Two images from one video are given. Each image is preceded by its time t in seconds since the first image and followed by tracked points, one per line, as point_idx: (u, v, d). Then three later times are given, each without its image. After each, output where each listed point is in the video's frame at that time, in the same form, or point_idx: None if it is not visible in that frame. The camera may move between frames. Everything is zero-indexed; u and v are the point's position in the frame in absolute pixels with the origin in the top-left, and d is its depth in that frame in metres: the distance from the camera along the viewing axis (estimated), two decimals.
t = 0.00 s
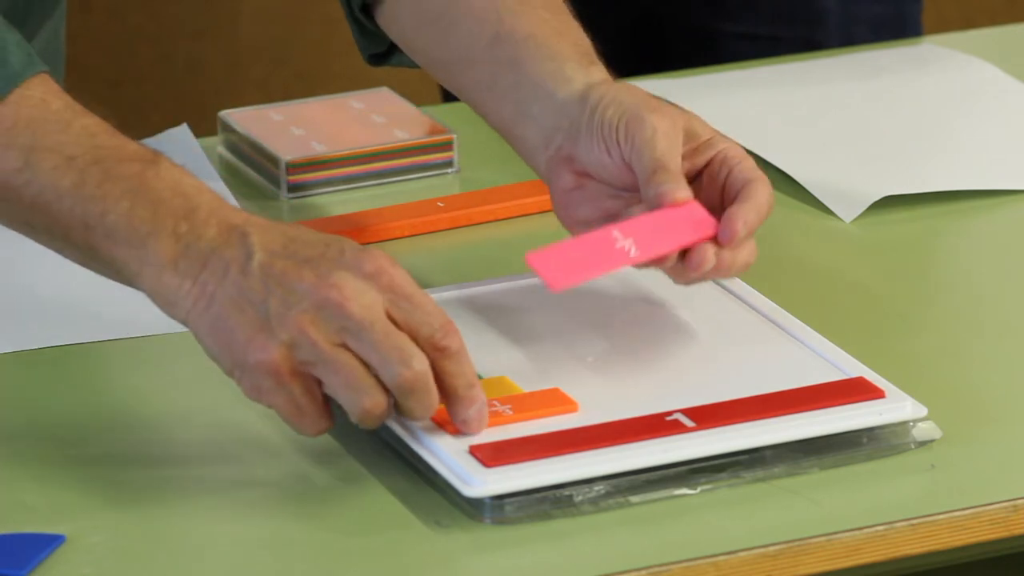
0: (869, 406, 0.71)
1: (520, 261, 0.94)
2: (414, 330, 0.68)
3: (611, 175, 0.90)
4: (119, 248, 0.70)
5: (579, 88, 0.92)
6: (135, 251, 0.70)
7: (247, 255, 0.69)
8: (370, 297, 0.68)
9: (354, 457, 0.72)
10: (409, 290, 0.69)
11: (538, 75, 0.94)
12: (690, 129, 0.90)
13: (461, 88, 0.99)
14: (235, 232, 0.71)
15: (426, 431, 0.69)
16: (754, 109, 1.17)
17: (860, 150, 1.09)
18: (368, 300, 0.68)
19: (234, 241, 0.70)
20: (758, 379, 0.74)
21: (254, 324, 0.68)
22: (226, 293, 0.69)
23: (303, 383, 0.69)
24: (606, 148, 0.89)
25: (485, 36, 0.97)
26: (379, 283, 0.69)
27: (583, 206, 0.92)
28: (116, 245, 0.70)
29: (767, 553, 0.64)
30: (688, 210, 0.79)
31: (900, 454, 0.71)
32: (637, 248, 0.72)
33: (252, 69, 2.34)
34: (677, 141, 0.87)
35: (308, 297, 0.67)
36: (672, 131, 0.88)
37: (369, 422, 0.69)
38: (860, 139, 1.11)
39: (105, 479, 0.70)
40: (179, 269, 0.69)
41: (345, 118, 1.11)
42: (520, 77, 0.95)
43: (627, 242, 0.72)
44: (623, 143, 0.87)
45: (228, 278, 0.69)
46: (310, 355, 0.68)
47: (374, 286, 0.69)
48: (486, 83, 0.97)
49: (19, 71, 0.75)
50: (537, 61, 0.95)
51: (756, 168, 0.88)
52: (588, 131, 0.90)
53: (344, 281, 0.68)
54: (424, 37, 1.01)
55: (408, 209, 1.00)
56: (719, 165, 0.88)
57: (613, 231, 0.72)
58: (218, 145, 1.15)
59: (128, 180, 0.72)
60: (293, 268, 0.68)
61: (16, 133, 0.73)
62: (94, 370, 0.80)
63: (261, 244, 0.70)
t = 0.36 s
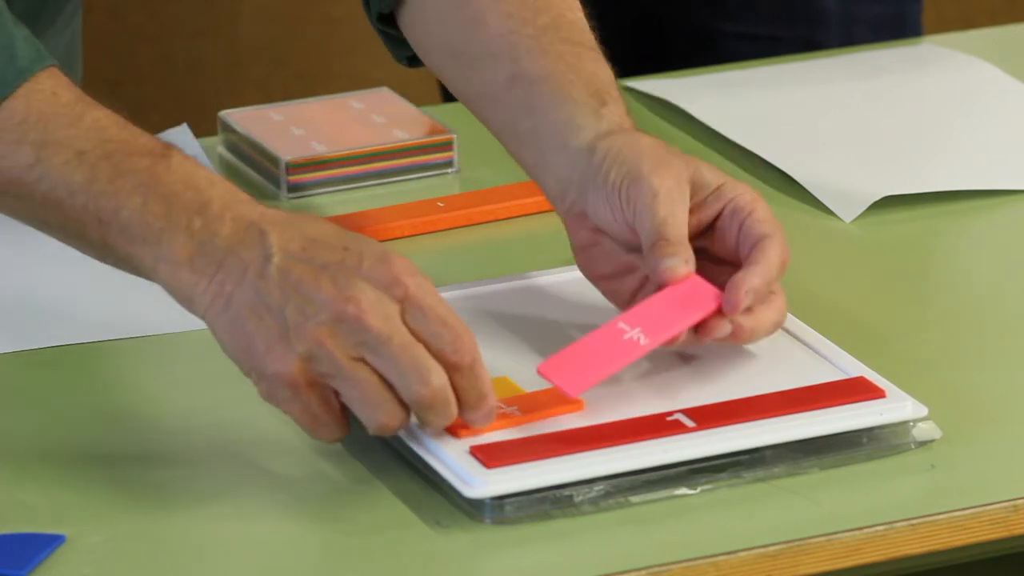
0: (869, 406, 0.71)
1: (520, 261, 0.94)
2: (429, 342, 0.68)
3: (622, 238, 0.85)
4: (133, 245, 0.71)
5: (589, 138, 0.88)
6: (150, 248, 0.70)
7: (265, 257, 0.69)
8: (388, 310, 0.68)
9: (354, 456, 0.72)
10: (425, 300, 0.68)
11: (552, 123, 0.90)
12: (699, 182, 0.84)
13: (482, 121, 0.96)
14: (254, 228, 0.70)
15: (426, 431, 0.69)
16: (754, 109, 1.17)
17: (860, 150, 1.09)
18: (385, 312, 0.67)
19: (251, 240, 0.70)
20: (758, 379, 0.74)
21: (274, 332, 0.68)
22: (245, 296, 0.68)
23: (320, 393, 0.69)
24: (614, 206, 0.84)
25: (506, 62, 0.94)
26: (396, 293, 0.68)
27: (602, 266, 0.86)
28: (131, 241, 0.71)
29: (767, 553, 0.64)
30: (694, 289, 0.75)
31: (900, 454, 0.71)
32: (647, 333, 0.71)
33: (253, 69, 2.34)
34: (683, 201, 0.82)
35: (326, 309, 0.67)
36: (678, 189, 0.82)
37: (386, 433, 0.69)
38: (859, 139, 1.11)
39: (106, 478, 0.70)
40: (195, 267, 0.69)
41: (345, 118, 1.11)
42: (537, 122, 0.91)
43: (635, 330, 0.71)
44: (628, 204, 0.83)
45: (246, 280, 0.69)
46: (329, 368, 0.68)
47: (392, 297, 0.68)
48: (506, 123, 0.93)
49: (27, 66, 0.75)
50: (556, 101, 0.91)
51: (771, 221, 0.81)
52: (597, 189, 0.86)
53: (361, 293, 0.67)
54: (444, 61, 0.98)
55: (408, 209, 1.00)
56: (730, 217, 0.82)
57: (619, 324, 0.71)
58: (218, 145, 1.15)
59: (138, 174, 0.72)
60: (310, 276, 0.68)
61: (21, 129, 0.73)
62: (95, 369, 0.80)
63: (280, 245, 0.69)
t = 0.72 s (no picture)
0: (869, 406, 0.71)
1: (520, 261, 0.94)
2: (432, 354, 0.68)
3: (614, 260, 0.84)
4: (130, 249, 0.70)
5: (583, 159, 0.88)
6: (148, 252, 0.70)
7: (265, 264, 0.69)
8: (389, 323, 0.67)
9: (354, 457, 0.72)
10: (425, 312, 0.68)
11: (549, 142, 0.90)
12: (692, 206, 0.84)
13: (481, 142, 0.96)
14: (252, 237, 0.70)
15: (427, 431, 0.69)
16: (754, 110, 1.17)
17: (860, 150, 1.09)
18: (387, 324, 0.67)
19: (250, 247, 0.69)
20: (758, 380, 0.74)
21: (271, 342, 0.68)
22: (244, 301, 0.68)
23: (316, 402, 0.69)
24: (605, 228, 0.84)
25: (503, 78, 0.94)
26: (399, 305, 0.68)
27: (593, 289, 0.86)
28: (129, 244, 0.70)
29: (767, 553, 0.64)
30: (683, 317, 0.75)
31: (900, 454, 0.71)
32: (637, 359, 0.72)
33: (253, 69, 2.34)
34: (673, 225, 0.82)
35: (326, 319, 0.67)
36: (670, 214, 0.82)
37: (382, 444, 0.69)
38: (859, 139, 1.11)
39: (106, 479, 0.70)
40: (194, 272, 0.69)
41: (345, 118, 1.11)
42: (533, 141, 0.91)
43: (625, 358, 0.72)
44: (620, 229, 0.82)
45: (246, 284, 0.68)
46: (326, 378, 0.67)
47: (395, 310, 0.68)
48: (502, 142, 0.93)
49: (26, 68, 0.76)
50: (550, 120, 0.91)
51: (763, 245, 0.81)
52: (588, 211, 0.85)
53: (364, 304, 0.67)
54: (438, 78, 0.98)
55: (408, 209, 1.00)
56: (722, 240, 0.82)
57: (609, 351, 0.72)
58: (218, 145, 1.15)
59: (137, 177, 0.72)
60: (312, 284, 0.68)
61: (20, 131, 0.73)
62: (94, 370, 0.80)
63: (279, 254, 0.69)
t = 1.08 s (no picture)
0: (869, 406, 0.71)
1: (520, 261, 0.94)
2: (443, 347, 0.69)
3: (615, 261, 0.84)
4: (134, 246, 0.70)
5: (585, 159, 0.88)
6: (152, 248, 0.70)
7: (272, 261, 0.69)
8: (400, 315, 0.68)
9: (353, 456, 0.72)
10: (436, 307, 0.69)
11: (551, 143, 0.90)
12: (691, 203, 0.84)
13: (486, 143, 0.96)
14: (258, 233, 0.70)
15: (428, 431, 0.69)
16: (754, 109, 1.17)
17: (860, 150, 1.09)
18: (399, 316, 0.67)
19: (256, 244, 0.69)
20: (758, 380, 0.74)
21: (282, 337, 0.68)
22: (251, 297, 0.68)
23: (329, 397, 0.69)
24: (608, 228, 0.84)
25: (507, 79, 0.94)
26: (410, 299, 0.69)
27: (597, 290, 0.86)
28: (132, 241, 0.70)
29: (767, 553, 0.64)
30: (680, 315, 0.75)
31: (900, 454, 0.71)
32: (634, 361, 0.72)
33: (253, 69, 2.34)
34: (673, 223, 0.82)
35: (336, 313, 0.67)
36: (669, 213, 0.82)
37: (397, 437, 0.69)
38: (860, 139, 1.11)
39: (106, 479, 0.70)
40: (200, 270, 0.69)
41: (346, 117, 1.11)
42: (537, 142, 0.91)
43: (623, 360, 0.72)
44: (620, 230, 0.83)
45: (253, 282, 0.68)
46: (340, 373, 0.68)
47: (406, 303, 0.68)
48: (506, 144, 0.93)
49: (31, 64, 0.76)
50: (554, 122, 0.91)
51: (762, 240, 0.81)
52: (590, 212, 0.85)
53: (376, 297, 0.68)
54: (446, 81, 0.98)
55: (408, 209, 1.00)
56: (722, 237, 0.82)
57: (608, 354, 0.72)
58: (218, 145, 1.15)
59: (141, 172, 0.72)
60: (319, 279, 0.68)
61: (22, 128, 0.73)
62: (95, 370, 0.80)
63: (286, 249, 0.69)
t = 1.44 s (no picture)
0: (869, 406, 0.71)
1: (520, 261, 0.94)
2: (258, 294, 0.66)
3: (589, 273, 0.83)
4: None
5: (566, 167, 0.88)
6: None
7: (59, 252, 0.64)
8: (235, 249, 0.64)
9: (353, 456, 0.72)
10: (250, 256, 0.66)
11: (536, 150, 0.90)
12: (657, 221, 0.83)
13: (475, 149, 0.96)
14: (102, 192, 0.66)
15: (427, 431, 0.69)
16: (754, 109, 1.17)
17: (860, 149, 1.09)
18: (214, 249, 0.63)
19: (49, 232, 0.64)
20: (758, 380, 0.74)
21: (92, 329, 0.65)
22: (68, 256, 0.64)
23: (154, 369, 0.67)
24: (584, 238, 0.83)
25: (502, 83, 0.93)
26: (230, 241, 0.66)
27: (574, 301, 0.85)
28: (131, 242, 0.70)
29: (767, 553, 0.64)
30: (632, 341, 0.74)
31: (900, 454, 0.71)
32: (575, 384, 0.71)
33: (253, 69, 2.34)
34: (638, 243, 0.81)
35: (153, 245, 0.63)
36: (636, 233, 0.81)
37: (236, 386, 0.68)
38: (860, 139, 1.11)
39: (106, 479, 0.70)
40: (13, 275, 0.65)
41: (345, 118, 1.11)
42: (522, 148, 0.91)
43: (565, 381, 0.71)
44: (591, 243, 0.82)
45: (77, 237, 0.64)
46: (147, 350, 0.65)
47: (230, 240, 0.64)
48: (497, 150, 0.93)
49: None
50: (554, 123, 0.91)
51: (727, 260, 0.80)
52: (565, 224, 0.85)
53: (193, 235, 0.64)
54: (444, 91, 0.97)
55: (408, 209, 1.00)
56: (689, 253, 0.81)
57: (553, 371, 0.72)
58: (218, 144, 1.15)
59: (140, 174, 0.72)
60: (108, 263, 0.63)
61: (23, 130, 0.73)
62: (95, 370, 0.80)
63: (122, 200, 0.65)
